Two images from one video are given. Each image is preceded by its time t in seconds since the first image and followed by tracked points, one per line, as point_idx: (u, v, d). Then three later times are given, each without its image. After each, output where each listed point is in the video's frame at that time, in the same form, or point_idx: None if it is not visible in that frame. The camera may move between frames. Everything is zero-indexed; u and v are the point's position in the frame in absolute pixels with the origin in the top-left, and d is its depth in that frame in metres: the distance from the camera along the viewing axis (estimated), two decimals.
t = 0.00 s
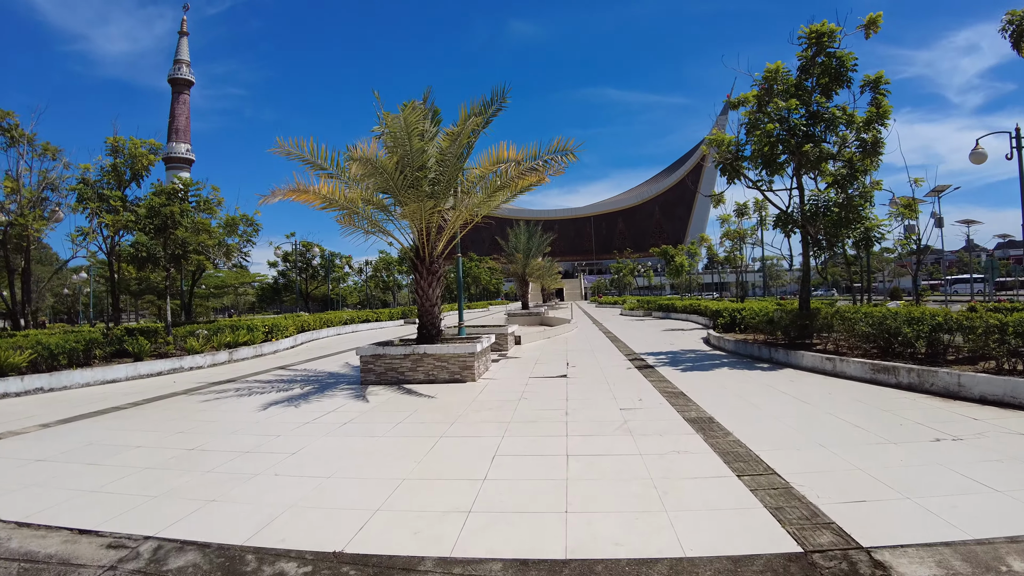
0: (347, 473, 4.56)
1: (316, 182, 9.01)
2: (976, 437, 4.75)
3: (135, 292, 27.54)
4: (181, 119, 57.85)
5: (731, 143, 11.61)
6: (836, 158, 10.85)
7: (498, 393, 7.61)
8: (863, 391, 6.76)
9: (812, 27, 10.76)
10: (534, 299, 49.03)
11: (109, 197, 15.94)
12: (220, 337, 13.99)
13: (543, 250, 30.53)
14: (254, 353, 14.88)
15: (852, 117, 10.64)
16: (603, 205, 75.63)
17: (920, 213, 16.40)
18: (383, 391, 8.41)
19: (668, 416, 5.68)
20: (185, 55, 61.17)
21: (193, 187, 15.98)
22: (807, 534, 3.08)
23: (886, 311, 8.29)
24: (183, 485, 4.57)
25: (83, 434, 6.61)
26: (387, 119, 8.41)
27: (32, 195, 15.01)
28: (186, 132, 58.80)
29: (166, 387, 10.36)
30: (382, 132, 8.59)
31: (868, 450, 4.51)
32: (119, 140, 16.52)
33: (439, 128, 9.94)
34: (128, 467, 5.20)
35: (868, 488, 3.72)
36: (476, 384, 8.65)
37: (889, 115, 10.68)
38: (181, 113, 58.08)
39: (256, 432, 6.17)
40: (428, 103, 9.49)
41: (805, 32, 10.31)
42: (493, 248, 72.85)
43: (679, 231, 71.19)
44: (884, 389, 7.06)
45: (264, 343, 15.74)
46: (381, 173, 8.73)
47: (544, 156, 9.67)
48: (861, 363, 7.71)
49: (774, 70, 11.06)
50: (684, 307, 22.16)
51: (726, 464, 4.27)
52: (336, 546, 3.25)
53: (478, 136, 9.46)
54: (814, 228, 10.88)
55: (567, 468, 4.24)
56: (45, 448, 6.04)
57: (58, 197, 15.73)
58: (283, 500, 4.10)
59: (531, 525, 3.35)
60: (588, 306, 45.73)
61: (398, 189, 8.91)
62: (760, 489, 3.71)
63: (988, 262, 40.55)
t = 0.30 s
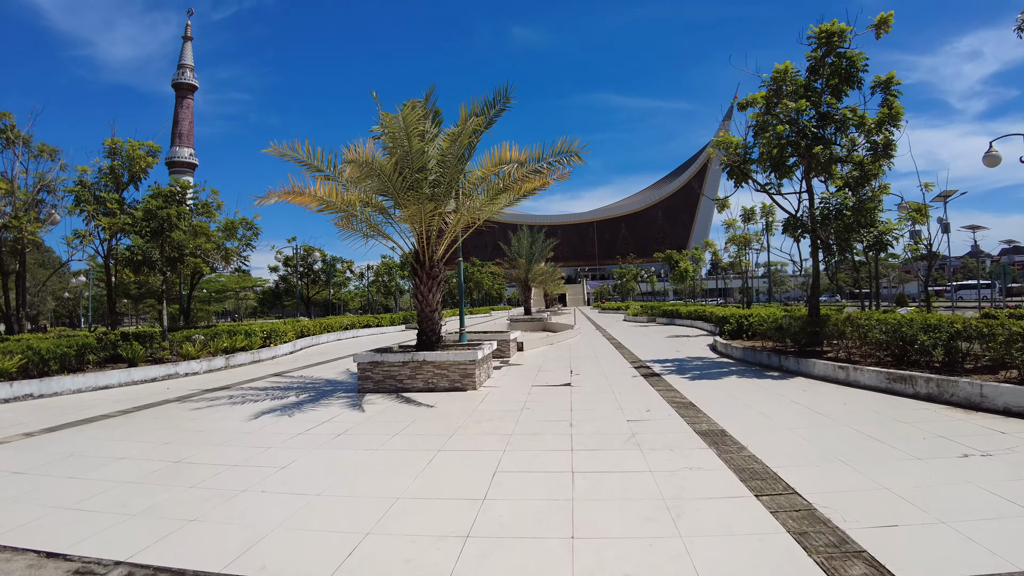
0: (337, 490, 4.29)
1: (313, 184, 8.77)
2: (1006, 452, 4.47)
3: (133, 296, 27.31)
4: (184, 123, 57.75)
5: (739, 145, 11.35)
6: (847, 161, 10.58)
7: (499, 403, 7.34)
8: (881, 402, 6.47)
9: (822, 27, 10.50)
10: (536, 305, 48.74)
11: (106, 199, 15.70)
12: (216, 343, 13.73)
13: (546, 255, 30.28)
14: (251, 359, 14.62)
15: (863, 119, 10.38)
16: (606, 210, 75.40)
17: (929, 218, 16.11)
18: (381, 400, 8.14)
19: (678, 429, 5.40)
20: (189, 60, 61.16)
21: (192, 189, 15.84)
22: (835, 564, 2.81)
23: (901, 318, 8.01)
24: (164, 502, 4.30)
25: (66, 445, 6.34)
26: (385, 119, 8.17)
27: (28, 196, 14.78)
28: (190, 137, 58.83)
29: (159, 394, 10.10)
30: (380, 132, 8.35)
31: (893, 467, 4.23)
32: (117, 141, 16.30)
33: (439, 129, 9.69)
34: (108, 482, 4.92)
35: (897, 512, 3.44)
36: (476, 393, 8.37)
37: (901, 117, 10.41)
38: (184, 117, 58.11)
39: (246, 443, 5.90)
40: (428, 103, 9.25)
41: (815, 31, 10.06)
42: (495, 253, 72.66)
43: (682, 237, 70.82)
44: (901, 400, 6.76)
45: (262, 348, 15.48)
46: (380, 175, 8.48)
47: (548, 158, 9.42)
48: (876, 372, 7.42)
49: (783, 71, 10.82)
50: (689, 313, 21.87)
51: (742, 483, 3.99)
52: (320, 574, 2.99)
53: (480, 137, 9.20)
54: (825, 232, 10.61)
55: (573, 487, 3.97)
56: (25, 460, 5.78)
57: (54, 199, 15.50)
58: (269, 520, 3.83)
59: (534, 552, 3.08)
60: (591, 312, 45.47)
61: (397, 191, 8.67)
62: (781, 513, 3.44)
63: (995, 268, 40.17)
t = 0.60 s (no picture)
0: (322, 514, 4.05)
1: (306, 189, 8.54)
2: None
3: (130, 300, 27.08)
4: (184, 125, 57.65)
5: (743, 149, 11.12)
6: (853, 166, 10.35)
7: (496, 416, 7.09)
8: (893, 417, 6.22)
9: (828, 29, 10.28)
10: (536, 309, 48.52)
11: (100, 202, 15.49)
12: (210, 349, 13.50)
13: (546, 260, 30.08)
14: (245, 366, 14.38)
15: (870, 123, 10.15)
16: (606, 214, 75.22)
17: (935, 224, 15.88)
18: (374, 412, 7.88)
19: (682, 447, 5.15)
20: (190, 62, 61.11)
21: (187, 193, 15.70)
22: None
23: (911, 328, 7.76)
24: (138, 527, 4.04)
25: (46, 460, 6.09)
26: (380, 122, 7.94)
27: (20, 200, 14.56)
28: (190, 139, 58.78)
29: (149, 403, 9.85)
30: (374, 135, 8.12)
31: (912, 492, 3.98)
32: (111, 144, 16.08)
33: (437, 133, 9.46)
34: (82, 503, 4.67)
35: (922, 545, 3.19)
36: (473, 405, 8.12)
37: (908, 122, 10.18)
38: (185, 120, 58.07)
39: (231, 460, 5.64)
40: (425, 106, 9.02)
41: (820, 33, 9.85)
42: (495, 257, 72.50)
43: (682, 241, 70.58)
44: (913, 414, 6.52)
45: (257, 354, 15.25)
46: (375, 180, 8.25)
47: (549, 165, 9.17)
48: (886, 384, 7.17)
49: (788, 74, 10.59)
50: (690, 318, 21.66)
51: (753, 509, 3.74)
52: None
53: (478, 141, 8.97)
54: (831, 239, 10.36)
55: (573, 514, 3.72)
56: None
57: (47, 202, 15.28)
58: (247, 550, 3.58)
59: None
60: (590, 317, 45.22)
61: (392, 197, 8.44)
62: (796, 547, 3.19)
63: (997, 273, 39.89)
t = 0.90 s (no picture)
0: (300, 528, 3.81)
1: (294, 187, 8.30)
2: None
3: (125, 302, 26.83)
4: (185, 126, 57.62)
5: (744, 147, 10.89)
6: (857, 163, 10.12)
7: (489, 421, 6.85)
8: (902, 422, 5.98)
9: (830, 24, 10.05)
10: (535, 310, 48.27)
11: (91, 203, 15.24)
12: (202, 351, 13.25)
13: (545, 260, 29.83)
14: (238, 368, 14.14)
15: (873, 120, 9.92)
16: (606, 215, 74.97)
17: (938, 223, 15.63)
18: (365, 417, 7.65)
19: (682, 455, 4.91)
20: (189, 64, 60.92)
21: (180, 193, 15.48)
22: None
23: (918, 330, 7.53)
24: (105, 543, 3.81)
25: (21, 468, 5.85)
26: (371, 118, 7.70)
27: (9, 199, 14.34)
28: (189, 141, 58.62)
29: (136, 407, 9.61)
30: (365, 133, 7.89)
31: (925, 505, 3.74)
32: (103, 144, 15.83)
33: (430, 130, 9.23)
34: (51, 515, 4.43)
35: (941, 565, 2.96)
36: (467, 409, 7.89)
37: (913, 119, 9.94)
38: (184, 121, 57.91)
39: (212, 469, 5.41)
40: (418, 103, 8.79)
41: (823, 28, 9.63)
42: (495, 258, 72.27)
43: (682, 241, 70.29)
44: (922, 419, 6.28)
45: (250, 357, 15.00)
46: (366, 179, 8.02)
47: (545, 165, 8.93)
48: (893, 388, 6.93)
49: (790, 70, 10.36)
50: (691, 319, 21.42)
51: (757, 524, 3.51)
52: None
53: (473, 139, 8.74)
54: (835, 238, 10.14)
55: (566, 530, 3.49)
56: None
57: (37, 203, 15.04)
58: (217, 568, 3.35)
59: None
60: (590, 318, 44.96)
61: (383, 195, 8.21)
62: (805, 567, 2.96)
63: (999, 273, 39.59)
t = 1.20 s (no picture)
0: (276, 552, 3.60)
1: (283, 190, 8.09)
2: None
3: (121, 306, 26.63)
4: (185, 129, 57.62)
5: (744, 148, 10.68)
6: (859, 164, 9.91)
7: (483, 432, 6.63)
8: (909, 433, 5.77)
9: (832, 22, 9.84)
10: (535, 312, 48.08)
11: (82, 206, 15.03)
12: (194, 357, 13.04)
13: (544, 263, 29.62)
14: (231, 374, 13.92)
15: (876, 119, 9.72)
16: (605, 216, 74.77)
17: (941, 225, 15.41)
18: (356, 426, 7.43)
19: (681, 470, 4.70)
20: (188, 66, 60.84)
21: (173, 196, 15.29)
22: None
23: (925, 335, 7.31)
24: (69, 568, 3.60)
25: None
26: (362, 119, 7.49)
27: None
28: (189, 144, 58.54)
29: (123, 415, 9.39)
30: (355, 134, 7.67)
31: (939, 526, 3.53)
32: (95, 146, 15.62)
33: (424, 131, 9.02)
34: (18, 535, 4.22)
35: None
36: (461, 418, 7.67)
37: (917, 118, 9.73)
38: (184, 124, 57.84)
39: (191, 484, 5.19)
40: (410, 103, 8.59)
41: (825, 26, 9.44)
42: (494, 260, 72.12)
43: (682, 243, 70.04)
44: (930, 429, 6.07)
45: (244, 362, 14.79)
46: (356, 181, 7.81)
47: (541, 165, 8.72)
48: (900, 396, 6.71)
49: (791, 69, 10.16)
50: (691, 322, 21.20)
51: (761, 549, 3.29)
52: None
53: (466, 139, 8.53)
54: (837, 241, 9.93)
55: (557, 555, 3.28)
56: None
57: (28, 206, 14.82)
58: None
59: None
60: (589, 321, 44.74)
61: (374, 197, 8.00)
62: None
63: (1001, 273, 39.32)
